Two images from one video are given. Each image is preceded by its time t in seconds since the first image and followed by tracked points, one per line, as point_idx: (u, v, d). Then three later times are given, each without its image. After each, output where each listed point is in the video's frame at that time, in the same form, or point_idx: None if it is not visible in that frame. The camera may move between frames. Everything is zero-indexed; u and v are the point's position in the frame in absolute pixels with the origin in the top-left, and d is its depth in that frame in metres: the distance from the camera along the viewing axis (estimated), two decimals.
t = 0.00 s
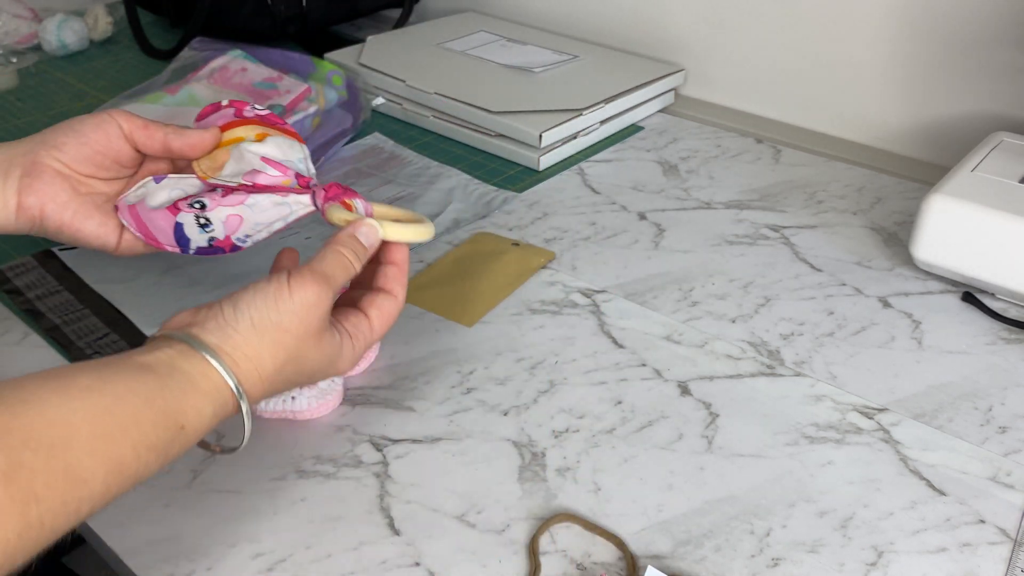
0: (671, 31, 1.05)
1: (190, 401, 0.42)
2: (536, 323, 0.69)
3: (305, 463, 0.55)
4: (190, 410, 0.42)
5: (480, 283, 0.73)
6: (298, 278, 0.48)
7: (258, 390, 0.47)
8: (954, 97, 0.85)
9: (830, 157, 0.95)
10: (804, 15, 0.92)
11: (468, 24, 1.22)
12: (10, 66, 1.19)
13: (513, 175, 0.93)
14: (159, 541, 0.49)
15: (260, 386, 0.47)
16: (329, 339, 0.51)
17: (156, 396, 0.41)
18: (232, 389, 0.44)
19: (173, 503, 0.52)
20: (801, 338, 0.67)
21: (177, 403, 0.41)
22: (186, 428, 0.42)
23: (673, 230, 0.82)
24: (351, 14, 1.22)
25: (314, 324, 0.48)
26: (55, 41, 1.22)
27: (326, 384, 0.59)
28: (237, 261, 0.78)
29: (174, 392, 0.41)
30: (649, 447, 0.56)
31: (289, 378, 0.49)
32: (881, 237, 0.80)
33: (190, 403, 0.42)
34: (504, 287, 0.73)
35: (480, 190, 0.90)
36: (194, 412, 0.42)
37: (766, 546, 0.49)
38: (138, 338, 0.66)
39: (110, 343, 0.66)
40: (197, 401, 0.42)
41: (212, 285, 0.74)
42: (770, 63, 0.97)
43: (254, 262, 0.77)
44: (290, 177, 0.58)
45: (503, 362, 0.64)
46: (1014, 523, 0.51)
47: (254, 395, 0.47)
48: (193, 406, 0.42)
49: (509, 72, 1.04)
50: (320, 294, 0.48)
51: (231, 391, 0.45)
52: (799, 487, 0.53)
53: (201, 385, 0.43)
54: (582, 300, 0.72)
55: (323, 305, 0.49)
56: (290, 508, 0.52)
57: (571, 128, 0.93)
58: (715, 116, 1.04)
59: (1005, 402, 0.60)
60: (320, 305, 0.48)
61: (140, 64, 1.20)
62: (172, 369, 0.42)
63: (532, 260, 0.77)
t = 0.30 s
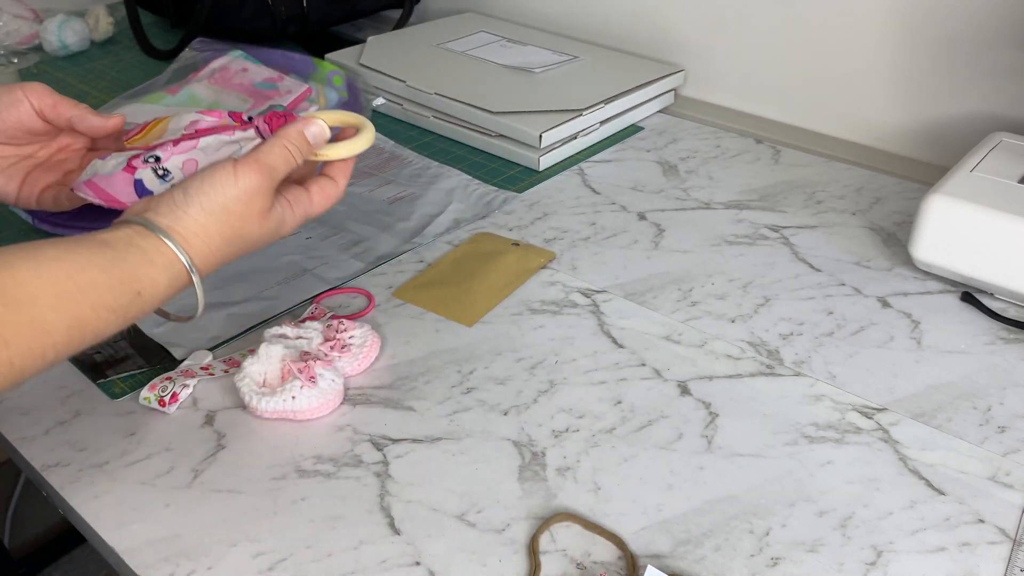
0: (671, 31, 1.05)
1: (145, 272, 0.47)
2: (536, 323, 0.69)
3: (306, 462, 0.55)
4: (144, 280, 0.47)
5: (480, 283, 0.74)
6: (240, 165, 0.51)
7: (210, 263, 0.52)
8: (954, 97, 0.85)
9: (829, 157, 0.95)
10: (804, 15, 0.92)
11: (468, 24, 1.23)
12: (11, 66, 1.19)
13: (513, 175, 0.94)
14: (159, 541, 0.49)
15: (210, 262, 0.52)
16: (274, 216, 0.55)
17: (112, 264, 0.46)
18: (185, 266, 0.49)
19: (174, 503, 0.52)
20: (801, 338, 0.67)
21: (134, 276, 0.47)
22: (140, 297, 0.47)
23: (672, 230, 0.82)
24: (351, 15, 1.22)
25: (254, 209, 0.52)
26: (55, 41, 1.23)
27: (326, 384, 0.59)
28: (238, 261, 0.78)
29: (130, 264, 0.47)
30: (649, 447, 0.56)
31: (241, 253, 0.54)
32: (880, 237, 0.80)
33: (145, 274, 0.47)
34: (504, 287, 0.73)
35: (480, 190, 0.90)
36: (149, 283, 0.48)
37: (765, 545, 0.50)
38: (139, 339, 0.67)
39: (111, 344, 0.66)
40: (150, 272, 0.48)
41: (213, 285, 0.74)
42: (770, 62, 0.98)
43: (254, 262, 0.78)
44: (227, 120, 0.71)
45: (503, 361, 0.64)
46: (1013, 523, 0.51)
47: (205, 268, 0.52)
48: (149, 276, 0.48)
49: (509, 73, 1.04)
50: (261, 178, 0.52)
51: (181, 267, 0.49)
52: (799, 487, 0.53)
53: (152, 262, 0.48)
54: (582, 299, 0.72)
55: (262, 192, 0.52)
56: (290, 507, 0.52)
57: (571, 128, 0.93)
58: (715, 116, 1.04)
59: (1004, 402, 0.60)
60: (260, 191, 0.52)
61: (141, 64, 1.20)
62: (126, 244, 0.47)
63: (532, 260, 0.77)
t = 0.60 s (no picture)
0: (671, 32, 1.05)
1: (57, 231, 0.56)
2: (536, 323, 0.69)
3: (306, 462, 0.55)
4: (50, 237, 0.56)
5: (480, 283, 0.74)
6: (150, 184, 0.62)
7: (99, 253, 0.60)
8: (955, 97, 0.85)
9: (829, 157, 0.95)
10: (803, 16, 0.92)
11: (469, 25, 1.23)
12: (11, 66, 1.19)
13: (513, 175, 0.94)
14: (160, 541, 0.50)
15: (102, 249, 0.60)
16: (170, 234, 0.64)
17: (20, 218, 0.55)
18: (88, 230, 0.58)
19: (174, 503, 0.52)
20: (801, 338, 0.67)
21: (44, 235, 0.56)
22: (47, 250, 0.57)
23: (672, 230, 0.83)
24: (351, 15, 1.22)
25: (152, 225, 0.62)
26: (55, 41, 1.23)
27: (325, 384, 0.59)
28: (238, 261, 0.78)
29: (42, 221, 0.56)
30: (649, 447, 0.56)
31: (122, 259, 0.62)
32: (880, 237, 0.80)
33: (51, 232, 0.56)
34: (504, 287, 0.73)
35: (480, 190, 0.90)
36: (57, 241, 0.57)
37: (765, 545, 0.50)
38: (140, 338, 0.67)
39: (112, 343, 0.66)
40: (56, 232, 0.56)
41: (213, 285, 0.74)
42: (770, 62, 0.98)
43: (254, 262, 0.78)
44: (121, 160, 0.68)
45: (503, 361, 0.64)
46: (1013, 522, 0.51)
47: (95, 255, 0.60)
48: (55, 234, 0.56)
49: (509, 73, 1.04)
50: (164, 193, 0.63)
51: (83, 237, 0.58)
52: (799, 487, 0.53)
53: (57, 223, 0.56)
54: (582, 299, 0.72)
55: (163, 209, 0.62)
56: (290, 507, 0.52)
57: (572, 128, 0.93)
58: (715, 116, 1.05)
59: (1004, 402, 0.60)
60: (162, 204, 0.62)
61: (141, 65, 1.21)
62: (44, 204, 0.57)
63: (531, 260, 0.77)
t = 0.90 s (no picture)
0: (671, 33, 1.05)
1: None
2: (536, 323, 0.69)
3: (306, 461, 0.55)
4: None
5: (480, 283, 0.74)
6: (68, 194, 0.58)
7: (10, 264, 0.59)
8: (955, 97, 0.85)
9: (830, 158, 0.95)
10: (804, 16, 0.92)
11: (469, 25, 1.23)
12: (11, 66, 1.19)
13: (513, 175, 0.94)
14: (160, 540, 0.50)
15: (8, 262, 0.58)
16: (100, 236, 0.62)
17: None
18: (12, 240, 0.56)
19: (174, 502, 0.52)
20: (800, 338, 0.67)
21: None
22: None
23: (672, 230, 0.83)
24: (351, 15, 1.22)
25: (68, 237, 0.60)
26: (56, 41, 1.23)
27: (325, 384, 0.59)
28: (238, 261, 0.78)
29: None
30: (649, 447, 0.57)
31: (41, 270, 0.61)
32: (879, 237, 0.81)
33: None
34: (504, 287, 0.73)
35: (480, 190, 0.90)
36: None
37: (764, 544, 0.50)
38: (140, 339, 0.67)
39: (112, 343, 0.66)
40: None
41: (213, 285, 0.74)
42: (770, 62, 0.98)
43: (254, 262, 0.78)
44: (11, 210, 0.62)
45: (503, 361, 0.64)
46: (1013, 522, 0.51)
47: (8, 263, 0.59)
48: None
49: (509, 73, 1.04)
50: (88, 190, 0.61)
51: None
52: (798, 487, 0.53)
53: None
54: (582, 299, 0.72)
55: (88, 208, 0.61)
56: (290, 507, 0.52)
57: (571, 128, 0.93)
58: (715, 117, 1.05)
59: (1003, 402, 0.60)
60: (88, 200, 0.61)
61: (141, 65, 1.21)
62: None
63: (531, 260, 0.77)
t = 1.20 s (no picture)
0: (671, 33, 1.05)
1: None
2: (536, 323, 0.69)
3: (306, 461, 0.55)
4: None
5: (480, 283, 0.74)
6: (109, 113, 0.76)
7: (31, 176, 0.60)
8: (954, 97, 0.85)
9: (830, 157, 0.95)
10: (803, 15, 0.92)
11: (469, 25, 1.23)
12: (12, 66, 1.19)
13: (513, 175, 0.94)
14: (160, 540, 0.50)
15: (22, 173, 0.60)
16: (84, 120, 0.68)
17: None
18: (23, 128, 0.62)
19: (175, 502, 0.52)
20: (800, 338, 0.67)
21: None
22: None
23: (672, 230, 0.83)
24: (351, 14, 1.22)
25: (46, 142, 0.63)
26: (56, 42, 1.23)
27: (325, 384, 0.59)
28: (238, 261, 0.78)
29: None
30: (649, 447, 0.57)
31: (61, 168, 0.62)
32: (879, 237, 0.81)
33: None
34: (504, 287, 0.73)
35: (480, 190, 0.90)
36: None
37: (764, 544, 0.50)
38: (140, 339, 0.67)
39: (112, 343, 0.66)
40: None
41: (213, 285, 0.74)
42: (770, 62, 0.98)
43: (254, 262, 0.78)
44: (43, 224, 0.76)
45: (503, 361, 0.64)
46: (1012, 522, 0.51)
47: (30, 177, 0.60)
48: None
49: (509, 73, 1.04)
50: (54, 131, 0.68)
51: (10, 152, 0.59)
52: (798, 487, 0.53)
53: None
54: (582, 299, 0.72)
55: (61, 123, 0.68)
56: (290, 507, 0.52)
57: (571, 128, 0.93)
58: (714, 116, 1.05)
59: (1003, 401, 0.60)
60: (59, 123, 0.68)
61: (142, 65, 1.21)
62: None
63: (531, 260, 0.77)
